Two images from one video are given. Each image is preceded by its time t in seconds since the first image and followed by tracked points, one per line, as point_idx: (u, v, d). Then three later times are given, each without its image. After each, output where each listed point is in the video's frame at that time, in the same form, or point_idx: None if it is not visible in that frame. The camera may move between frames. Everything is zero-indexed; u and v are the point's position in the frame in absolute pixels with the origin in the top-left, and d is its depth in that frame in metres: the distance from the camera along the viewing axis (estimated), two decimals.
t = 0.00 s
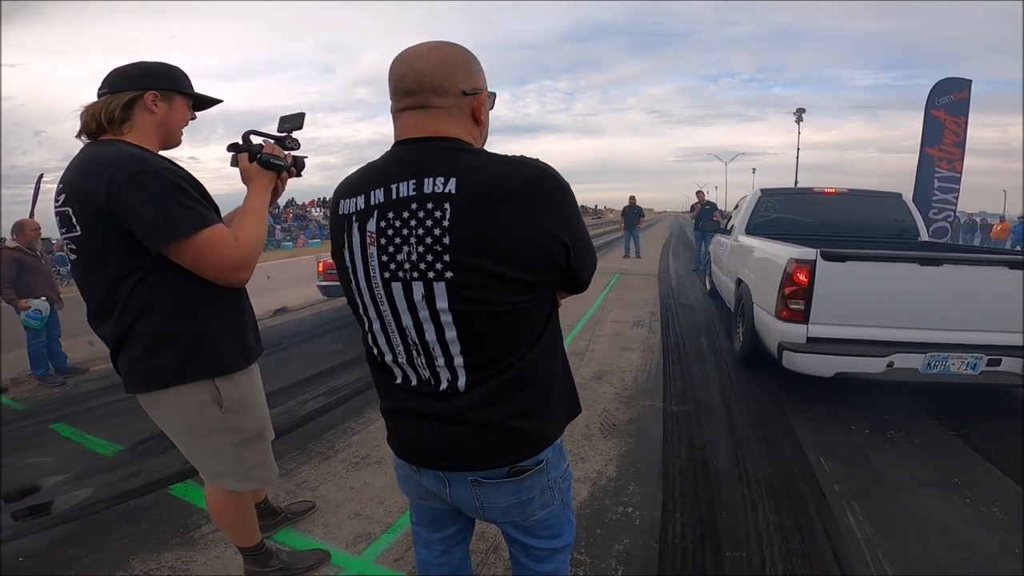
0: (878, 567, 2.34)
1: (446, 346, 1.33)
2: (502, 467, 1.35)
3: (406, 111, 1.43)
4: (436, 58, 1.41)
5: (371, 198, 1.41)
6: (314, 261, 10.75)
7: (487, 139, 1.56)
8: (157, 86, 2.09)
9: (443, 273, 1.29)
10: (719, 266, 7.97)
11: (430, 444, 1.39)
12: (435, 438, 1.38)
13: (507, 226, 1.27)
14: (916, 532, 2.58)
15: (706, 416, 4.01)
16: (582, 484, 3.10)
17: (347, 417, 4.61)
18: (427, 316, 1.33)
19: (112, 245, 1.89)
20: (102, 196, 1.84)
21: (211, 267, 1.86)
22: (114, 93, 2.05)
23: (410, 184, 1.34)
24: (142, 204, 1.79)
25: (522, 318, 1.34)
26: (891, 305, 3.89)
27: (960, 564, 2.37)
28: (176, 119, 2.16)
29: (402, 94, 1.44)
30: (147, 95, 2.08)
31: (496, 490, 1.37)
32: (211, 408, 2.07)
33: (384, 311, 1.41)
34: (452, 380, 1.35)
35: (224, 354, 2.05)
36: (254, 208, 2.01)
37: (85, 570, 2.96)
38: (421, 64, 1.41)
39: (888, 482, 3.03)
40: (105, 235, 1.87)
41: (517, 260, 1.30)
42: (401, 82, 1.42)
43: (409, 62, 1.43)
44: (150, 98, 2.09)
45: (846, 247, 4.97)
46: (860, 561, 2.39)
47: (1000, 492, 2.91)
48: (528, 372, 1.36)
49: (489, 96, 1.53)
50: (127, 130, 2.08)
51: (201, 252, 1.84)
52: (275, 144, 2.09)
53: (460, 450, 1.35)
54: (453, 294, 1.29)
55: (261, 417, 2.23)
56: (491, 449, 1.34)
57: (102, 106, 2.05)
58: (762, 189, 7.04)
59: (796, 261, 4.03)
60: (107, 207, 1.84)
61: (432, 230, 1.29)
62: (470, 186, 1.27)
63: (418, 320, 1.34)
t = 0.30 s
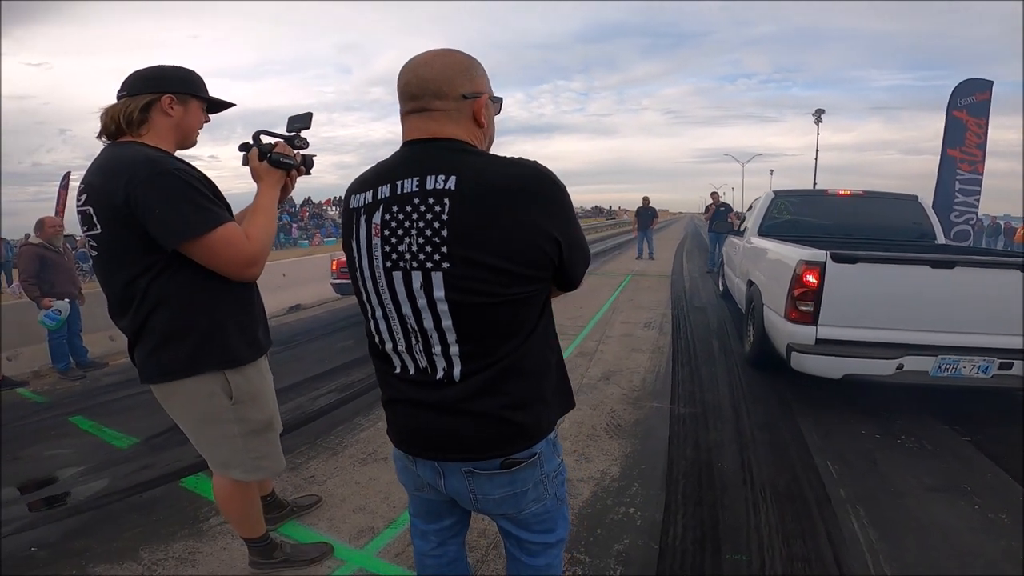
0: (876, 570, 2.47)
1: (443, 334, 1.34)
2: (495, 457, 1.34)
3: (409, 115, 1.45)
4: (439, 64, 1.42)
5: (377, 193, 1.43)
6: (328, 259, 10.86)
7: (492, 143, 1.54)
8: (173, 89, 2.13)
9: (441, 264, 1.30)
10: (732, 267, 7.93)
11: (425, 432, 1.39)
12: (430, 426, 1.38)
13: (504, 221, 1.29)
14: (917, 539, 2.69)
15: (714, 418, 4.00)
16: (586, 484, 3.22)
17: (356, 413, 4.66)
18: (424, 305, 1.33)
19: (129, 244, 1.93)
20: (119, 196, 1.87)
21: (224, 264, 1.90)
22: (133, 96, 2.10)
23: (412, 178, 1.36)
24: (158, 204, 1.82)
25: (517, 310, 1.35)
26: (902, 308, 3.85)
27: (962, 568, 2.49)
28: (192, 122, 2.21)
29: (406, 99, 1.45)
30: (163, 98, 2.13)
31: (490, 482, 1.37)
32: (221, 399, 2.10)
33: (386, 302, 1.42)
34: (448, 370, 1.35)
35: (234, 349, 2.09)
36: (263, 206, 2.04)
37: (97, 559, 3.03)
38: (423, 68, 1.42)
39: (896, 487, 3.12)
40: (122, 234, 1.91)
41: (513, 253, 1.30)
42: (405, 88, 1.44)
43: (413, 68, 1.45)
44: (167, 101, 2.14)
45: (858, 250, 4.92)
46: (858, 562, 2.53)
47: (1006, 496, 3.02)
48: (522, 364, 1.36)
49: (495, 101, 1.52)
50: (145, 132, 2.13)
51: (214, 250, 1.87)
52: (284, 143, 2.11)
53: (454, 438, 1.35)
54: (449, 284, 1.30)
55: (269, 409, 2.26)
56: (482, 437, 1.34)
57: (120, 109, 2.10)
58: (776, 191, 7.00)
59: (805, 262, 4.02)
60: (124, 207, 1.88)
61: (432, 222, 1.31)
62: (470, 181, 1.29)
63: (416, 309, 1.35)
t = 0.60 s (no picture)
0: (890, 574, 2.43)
1: (444, 335, 1.32)
2: (499, 457, 1.32)
3: (413, 111, 1.43)
4: (446, 63, 1.41)
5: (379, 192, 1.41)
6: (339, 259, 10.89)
7: (497, 145, 1.51)
8: (178, 89, 2.13)
9: (442, 264, 1.28)
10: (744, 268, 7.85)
11: (427, 434, 1.37)
12: (432, 428, 1.36)
13: (506, 222, 1.27)
14: (932, 543, 2.63)
15: (725, 420, 3.95)
16: (595, 486, 3.19)
17: (365, 413, 4.66)
18: (426, 306, 1.32)
19: (137, 244, 1.92)
20: (127, 197, 1.87)
21: (231, 265, 1.90)
22: (139, 97, 2.10)
23: (414, 177, 1.34)
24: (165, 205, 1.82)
25: (520, 312, 1.32)
26: (916, 307, 3.78)
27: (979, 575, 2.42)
28: (199, 123, 2.21)
29: (411, 96, 1.44)
30: (169, 99, 2.13)
31: (493, 481, 1.34)
32: (227, 398, 2.09)
33: (388, 302, 1.40)
34: (450, 372, 1.33)
35: (241, 349, 2.08)
36: (269, 207, 2.03)
37: (106, 557, 3.04)
38: (430, 65, 1.41)
39: (912, 491, 3.05)
40: (130, 234, 1.91)
41: (515, 253, 1.28)
42: (410, 83, 1.43)
43: (420, 65, 1.45)
44: (173, 102, 2.14)
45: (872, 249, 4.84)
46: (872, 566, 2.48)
47: None
48: (524, 366, 1.34)
49: (501, 103, 1.50)
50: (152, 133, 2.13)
51: (221, 251, 1.87)
52: (291, 144, 2.10)
53: (456, 439, 1.33)
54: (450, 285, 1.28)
55: (276, 407, 2.25)
56: (484, 440, 1.32)
57: (127, 110, 2.10)
58: (788, 190, 6.92)
59: (818, 262, 3.96)
60: (132, 207, 1.87)
61: (434, 222, 1.29)
62: (472, 181, 1.27)
63: (418, 310, 1.33)
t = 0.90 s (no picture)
0: None
1: (429, 346, 1.24)
2: (490, 471, 1.24)
3: (395, 101, 1.35)
4: (430, 51, 1.33)
5: (355, 193, 1.33)
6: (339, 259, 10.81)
7: (484, 140, 1.43)
8: (151, 85, 2.05)
9: (425, 270, 1.21)
10: (746, 267, 7.77)
11: (414, 449, 1.30)
12: (419, 442, 1.29)
13: (493, 223, 1.18)
14: (941, 550, 2.55)
15: (728, 422, 3.87)
16: (595, 491, 3.12)
17: (362, 415, 4.58)
18: (409, 314, 1.24)
19: (112, 245, 1.85)
20: (99, 196, 1.80)
21: (211, 265, 1.83)
22: (110, 94, 2.03)
23: (392, 176, 1.26)
24: (139, 204, 1.75)
25: (510, 320, 1.24)
26: (922, 306, 3.70)
27: None
28: (174, 118, 2.14)
29: (394, 86, 1.37)
30: (141, 95, 2.05)
31: (485, 495, 1.27)
32: (210, 403, 2.02)
33: (369, 308, 1.32)
34: (437, 383, 1.26)
35: (225, 350, 2.01)
36: (251, 201, 1.96)
37: (95, 562, 2.97)
38: (414, 53, 1.34)
39: (920, 495, 2.97)
40: (105, 234, 1.84)
41: (504, 256, 1.20)
42: (394, 72, 1.36)
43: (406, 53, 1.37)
44: (146, 98, 2.07)
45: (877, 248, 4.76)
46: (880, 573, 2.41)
47: None
48: (516, 376, 1.26)
49: (490, 98, 1.42)
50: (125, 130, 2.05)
51: (199, 250, 1.79)
52: (273, 136, 2.03)
53: (444, 455, 1.26)
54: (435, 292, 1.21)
55: (262, 410, 2.18)
56: (475, 457, 1.24)
57: (99, 108, 2.03)
58: (791, 189, 6.83)
59: (823, 261, 3.87)
60: (104, 207, 1.80)
61: (414, 225, 1.21)
62: (454, 180, 1.19)
63: (401, 318, 1.26)
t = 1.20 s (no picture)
0: None
1: (395, 370, 1.16)
2: (465, 505, 1.18)
3: (351, 103, 1.24)
4: (377, 41, 1.21)
5: (311, 196, 1.24)
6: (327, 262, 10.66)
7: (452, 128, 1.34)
8: (97, 84, 1.94)
9: (391, 280, 1.11)
10: (738, 269, 7.70)
11: (385, 475, 1.22)
12: (391, 469, 1.21)
13: (468, 227, 1.10)
14: (940, 562, 2.47)
15: (721, 429, 3.79)
16: (584, 502, 3.03)
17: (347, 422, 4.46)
18: (372, 334, 1.15)
19: (55, 254, 1.74)
20: (38, 203, 1.69)
21: (170, 270, 1.74)
22: (53, 93, 1.92)
23: (356, 176, 1.17)
24: (83, 211, 1.64)
25: (489, 333, 1.15)
26: (917, 311, 3.64)
27: None
28: (124, 119, 2.02)
29: (343, 86, 1.25)
30: (86, 95, 1.94)
31: (459, 528, 1.20)
32: (166, 422, 1.92)
33: (326, 327, 1.24)
34: (405, 412, 1.18)
35: (183, 363, 1.90)
36: (208, 204, 1.84)
37: None
38: (361, 48, 1.21)
39: (917, 504, 2.90)
40: (46, 243, 1.73)
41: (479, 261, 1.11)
42: (341, 72, 1.23)
43: (346, 47, 1.24)
44: (91, 98, 1.96)
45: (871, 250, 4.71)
46: None
47: None
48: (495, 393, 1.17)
49: (447, 78, 1.33)
50: (69, 131, 1.94)
51: (153, 256, 1.70)
52: (237, 133, 1.89)
53: (417, 481, 1.18)
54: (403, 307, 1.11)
55: (225, 428, 2.07)
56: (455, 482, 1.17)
57: (40, 108, 1.92)
58: (783, 190, 6.76)
59: (816, 264, 3.80)
60: (45, 214, 1.69)
61: (380, 229, 1.11)
62: (425, 177, 1.09)
63: (363, 338, 1.17)
